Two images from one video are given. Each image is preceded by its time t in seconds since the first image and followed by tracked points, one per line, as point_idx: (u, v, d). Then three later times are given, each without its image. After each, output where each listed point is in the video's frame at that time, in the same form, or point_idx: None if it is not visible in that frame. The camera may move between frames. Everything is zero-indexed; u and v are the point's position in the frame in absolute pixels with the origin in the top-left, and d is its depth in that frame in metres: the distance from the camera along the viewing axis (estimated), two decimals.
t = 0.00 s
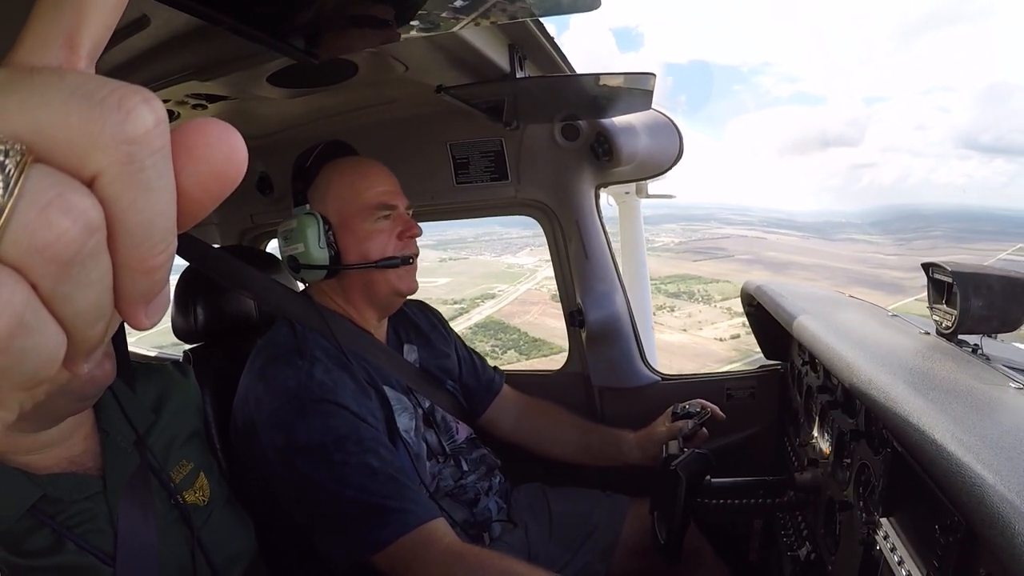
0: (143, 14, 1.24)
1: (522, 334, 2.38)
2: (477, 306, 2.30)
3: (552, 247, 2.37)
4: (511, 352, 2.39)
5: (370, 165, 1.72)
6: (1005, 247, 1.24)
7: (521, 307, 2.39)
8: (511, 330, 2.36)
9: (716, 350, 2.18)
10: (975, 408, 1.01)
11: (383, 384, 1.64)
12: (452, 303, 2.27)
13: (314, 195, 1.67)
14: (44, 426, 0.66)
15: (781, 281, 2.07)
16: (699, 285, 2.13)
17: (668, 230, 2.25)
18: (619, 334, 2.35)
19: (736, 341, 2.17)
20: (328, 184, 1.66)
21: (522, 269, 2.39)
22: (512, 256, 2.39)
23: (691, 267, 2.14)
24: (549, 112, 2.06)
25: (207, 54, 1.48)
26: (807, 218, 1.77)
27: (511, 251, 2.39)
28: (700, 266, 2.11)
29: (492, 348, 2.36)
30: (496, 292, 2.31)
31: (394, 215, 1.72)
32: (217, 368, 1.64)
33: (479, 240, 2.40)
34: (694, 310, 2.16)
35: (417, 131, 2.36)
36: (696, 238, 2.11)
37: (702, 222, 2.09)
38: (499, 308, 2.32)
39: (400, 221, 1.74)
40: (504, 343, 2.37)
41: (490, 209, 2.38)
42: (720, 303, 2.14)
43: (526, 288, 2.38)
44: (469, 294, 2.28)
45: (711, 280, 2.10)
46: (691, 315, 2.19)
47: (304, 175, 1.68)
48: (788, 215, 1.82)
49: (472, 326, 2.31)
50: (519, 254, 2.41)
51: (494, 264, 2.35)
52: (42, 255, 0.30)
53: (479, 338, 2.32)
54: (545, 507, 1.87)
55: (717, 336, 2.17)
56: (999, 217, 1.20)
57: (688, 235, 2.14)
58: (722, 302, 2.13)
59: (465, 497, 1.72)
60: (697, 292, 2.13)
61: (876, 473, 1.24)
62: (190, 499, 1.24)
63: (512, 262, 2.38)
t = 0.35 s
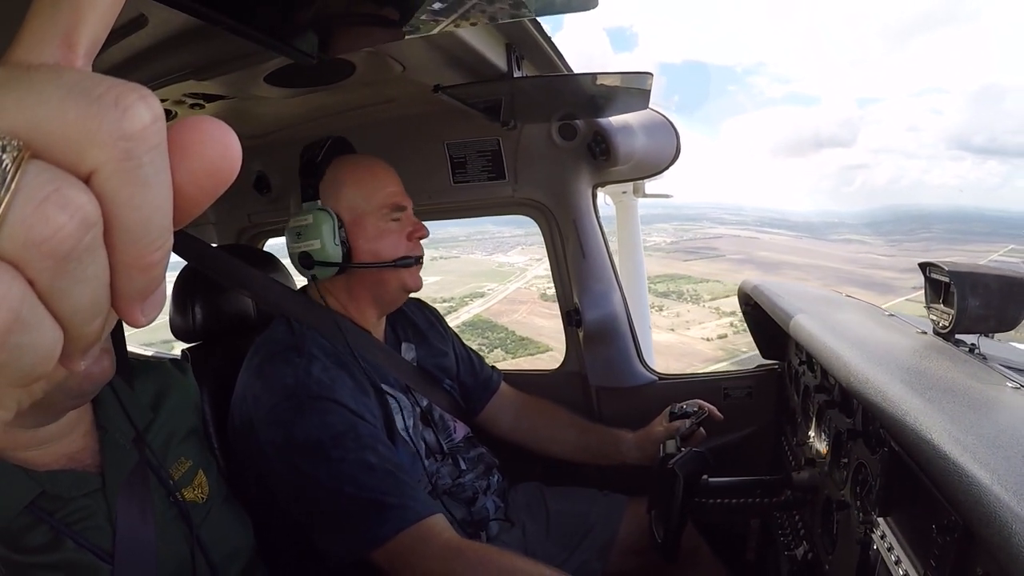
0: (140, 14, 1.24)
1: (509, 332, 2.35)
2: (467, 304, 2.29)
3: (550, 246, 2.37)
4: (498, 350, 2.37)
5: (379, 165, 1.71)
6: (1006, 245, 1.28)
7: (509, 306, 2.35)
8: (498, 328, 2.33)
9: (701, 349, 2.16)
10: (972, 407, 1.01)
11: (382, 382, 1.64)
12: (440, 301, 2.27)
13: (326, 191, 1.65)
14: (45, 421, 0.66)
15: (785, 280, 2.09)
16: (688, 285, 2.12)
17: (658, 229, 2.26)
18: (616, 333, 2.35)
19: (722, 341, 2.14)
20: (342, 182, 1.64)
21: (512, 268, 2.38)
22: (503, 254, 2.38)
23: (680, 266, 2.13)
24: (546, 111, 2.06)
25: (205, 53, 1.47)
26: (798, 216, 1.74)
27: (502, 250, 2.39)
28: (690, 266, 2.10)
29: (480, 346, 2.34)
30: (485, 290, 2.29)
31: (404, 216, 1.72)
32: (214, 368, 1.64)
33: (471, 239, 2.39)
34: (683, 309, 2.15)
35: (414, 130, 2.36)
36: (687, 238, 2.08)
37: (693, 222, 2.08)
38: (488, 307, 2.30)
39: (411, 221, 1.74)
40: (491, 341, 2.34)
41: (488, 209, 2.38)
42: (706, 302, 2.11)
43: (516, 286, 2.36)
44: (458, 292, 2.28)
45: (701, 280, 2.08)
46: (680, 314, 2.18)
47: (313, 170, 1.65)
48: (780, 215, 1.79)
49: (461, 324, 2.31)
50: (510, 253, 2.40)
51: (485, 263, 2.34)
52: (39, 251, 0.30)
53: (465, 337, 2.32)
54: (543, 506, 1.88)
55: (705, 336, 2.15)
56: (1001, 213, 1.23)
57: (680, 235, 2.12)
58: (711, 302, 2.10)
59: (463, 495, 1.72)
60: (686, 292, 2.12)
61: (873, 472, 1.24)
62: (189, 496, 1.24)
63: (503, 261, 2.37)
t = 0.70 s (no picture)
0: (135, 13, 1.23)
1: (498, 331, 2.38)
2: (457, 301, 2.31)
3: (544, 246, 2.37)
4: (486, 348, 2.40)
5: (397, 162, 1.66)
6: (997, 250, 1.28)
7: (499, 304, 2.37)
8: (487, 326, 2.37)
9: (689, 349, 2.20)
10: (966, 408, 1.02)
11: (377, 383, 1.63)
12: (432, 298, 2.29)
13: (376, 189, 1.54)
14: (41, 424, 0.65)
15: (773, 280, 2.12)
16: (680, 285, 2.12)
17: (652, 230, 2.28)
18: (609, 333, 2.34)
19: (711, 342, 2.16)
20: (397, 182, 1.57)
21: (504, 266, 2.38)
22: (496, 252, 2.38)
23: (672, 266, 2.14)
24: (540, 112, 2.06)
25: (200, 54, 1.47)
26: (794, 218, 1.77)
27: (495, 248, 2.39)
28: (683, 266, 2.10)
29: (469, 343, 2.38)
30: (476, 288, 2.31)
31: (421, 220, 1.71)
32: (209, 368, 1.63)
33: (465, 236, 2.39)
34: (672, 309, 2.18)
35: (408, 130, 2.35)
36: (683, 237, 2.09)
37: (688, 222, 2.07)
38: (478, 304, 2.33)
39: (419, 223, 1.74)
40: (480, 338, 2.38)
41: (483, 209, 2.37)
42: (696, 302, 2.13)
43: (507, 284, 2.36)
44: (448, 290, 2.29)
45: (693, 280, 2.09)
46: (669, 314, 2.21)
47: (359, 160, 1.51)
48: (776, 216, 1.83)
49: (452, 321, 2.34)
50: (504, 251, 2.39)
51: (478, 261, 2.35)
52: (37, 256, 0.30)
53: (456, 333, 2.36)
54: (537, 506, 1.89)
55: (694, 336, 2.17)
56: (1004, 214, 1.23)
57: (675, 234, 2.13)
58: (703, 302, 2.12)
59: (457, 495, 1.71)
60: (677, 292, 2.13)
61: (866, 472, 1.25)
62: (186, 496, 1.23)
63: (495, 259, 2.37)
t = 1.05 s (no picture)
0: (125, 17, 1.22)
1: (491, 326, 2.35)
2: (450, 297, 2.26)
3: (535, 251, 2.38)
4: (477, 343, 2.37)
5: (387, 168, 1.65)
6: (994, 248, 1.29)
7: (493, 299, 2.33)
8: (480, 321, 2.32)
9: (684, 347, 2.12)
10: (958, 412, 1.02)
11: (367, 391, 1.63)
12: (425, 292, 2.22)
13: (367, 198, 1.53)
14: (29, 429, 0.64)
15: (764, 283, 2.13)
16: (676, 282, 2.07)
17: (648, 225, 2.21)
18: (600, 338, 2.34)
19: (705, 339, 2.11)
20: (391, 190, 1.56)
21: (501, 261, 2.38)
22: (493, 248, 2.38)
23: (670, 265, 2.06)
24: (531, 115, 2.06)
25: (191, 57, 1.45)
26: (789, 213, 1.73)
27: (494, 243, 2.39)
28: (678, 262, 2.04)
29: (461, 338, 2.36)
30: (471, 283, 2.25)
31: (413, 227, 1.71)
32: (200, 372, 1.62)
33: (462, 231, 2.40)
34: (667, 306, 2.11)
35: (399, 134, 2.34)
36: (681, 235, 2.03)
37: (688, 220, 2.02)
38: (473, 299, 2.27)
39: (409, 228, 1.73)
40: (472, 334, 2.35)
41: (474, 212, 2.37)
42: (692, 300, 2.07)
43: (502, 280, 2.35)
44: (443, 285, 2.24)
45: (689, 277, 2.04)
46: (664, 311, 2.14)
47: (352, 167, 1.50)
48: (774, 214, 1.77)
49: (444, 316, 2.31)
50: (501, 246, 2.40)
51: (474, 257, 2.33)
52: (25, 261, 0.29)
53: (448, 328, 2.35)
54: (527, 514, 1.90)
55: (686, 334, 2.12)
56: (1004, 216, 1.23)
57: (673, 231, 2.06)
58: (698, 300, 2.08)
59: (445, 501, 1.71)
60: (673, 289, 2.07)
61: (858, 475, 1.25)
62: (171, 503, 1.22)
63: (492, 255, 2.37)
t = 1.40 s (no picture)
0: (119, 16, 1.21)
1: (489, 312, 2.40)
2: (450, 284, 2.35)
3: (529, 250, 2.38)
4: (476, 329, 2.40)
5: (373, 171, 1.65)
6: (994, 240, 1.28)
7: (492, 287, 2.39)
8: (479, 308, 2.38)
9: (679, 332, 2.24)
10: (953, 411, 1.03)
11: (362, 391, 1.63)
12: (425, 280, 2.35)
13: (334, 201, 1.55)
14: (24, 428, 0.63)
15: (760, 280, 2.14)
16: (675, 267, 2.15)
17: (649, 212, 2.26)
18: (594, 337, 2.33)
19: (700, 324, 2.22)
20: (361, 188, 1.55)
21: (501, 247, 2.42)
22: (493, 235, 2.41)
23: (671, 250, 2.15)
24: (526, 114, 2.05)
25: (185, 56, 1.45)
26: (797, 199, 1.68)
27: (494, 230, 2.41)
28: (680, 248, 2.12)
29: (458, 324, 2.41)
30: (471, 270, 2.36)
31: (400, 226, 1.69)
32: (194, 372, 1.61)
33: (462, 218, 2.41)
34: (665, 292, 2.19)
35: (394, 133, 2.34)
36: (683, 222, 2.09)
37: (690, 207, 2.07)
38: (473, 286, 2.36)
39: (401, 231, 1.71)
40: (469, 320, 2.40)
41: (469, 212, 2.37)
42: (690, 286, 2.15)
43: (502, 267, 2.41)
44: (443, 272, 2.34)
45: (689, 263, 2.11)
46: (661, 297, 2.21)
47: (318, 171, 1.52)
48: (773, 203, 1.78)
49: (442, 303, 2.37)
50: (502, 234, 2.41)
51: (476, 244, 2.41)
52: (24, 263, 0.29)
53: (444, 314, 2.40)
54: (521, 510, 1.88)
55: (683, 319, 2.23)
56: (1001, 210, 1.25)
57: (675, 218, 2.13)
58: (697, 286, 2.15)
59: (440, 501, 1.71)
60: (673, 275, 2.15)
61: (852, 474, 1.26)
62: (164, 501, 1.21)
63: (492, 242, 2.42)
